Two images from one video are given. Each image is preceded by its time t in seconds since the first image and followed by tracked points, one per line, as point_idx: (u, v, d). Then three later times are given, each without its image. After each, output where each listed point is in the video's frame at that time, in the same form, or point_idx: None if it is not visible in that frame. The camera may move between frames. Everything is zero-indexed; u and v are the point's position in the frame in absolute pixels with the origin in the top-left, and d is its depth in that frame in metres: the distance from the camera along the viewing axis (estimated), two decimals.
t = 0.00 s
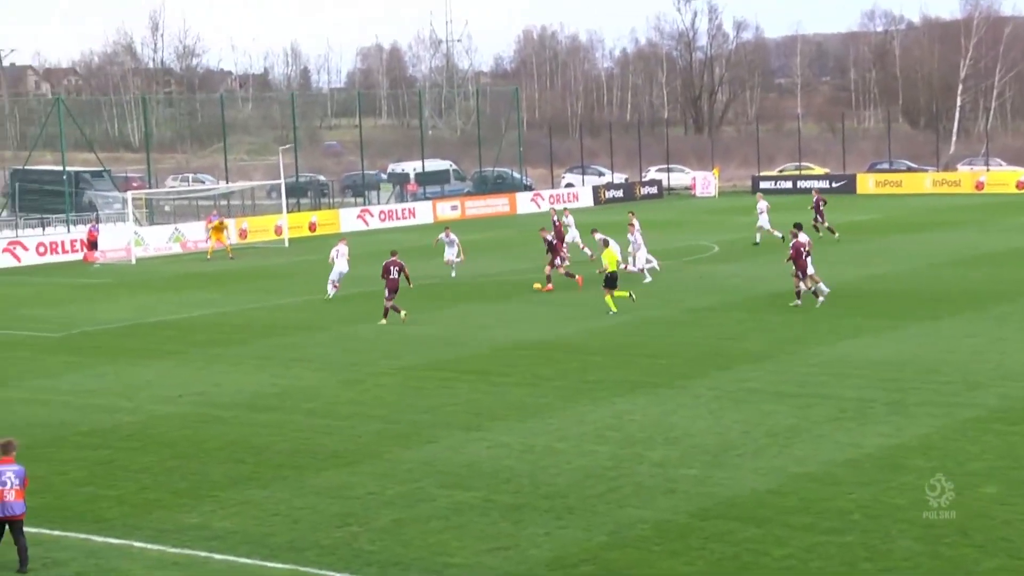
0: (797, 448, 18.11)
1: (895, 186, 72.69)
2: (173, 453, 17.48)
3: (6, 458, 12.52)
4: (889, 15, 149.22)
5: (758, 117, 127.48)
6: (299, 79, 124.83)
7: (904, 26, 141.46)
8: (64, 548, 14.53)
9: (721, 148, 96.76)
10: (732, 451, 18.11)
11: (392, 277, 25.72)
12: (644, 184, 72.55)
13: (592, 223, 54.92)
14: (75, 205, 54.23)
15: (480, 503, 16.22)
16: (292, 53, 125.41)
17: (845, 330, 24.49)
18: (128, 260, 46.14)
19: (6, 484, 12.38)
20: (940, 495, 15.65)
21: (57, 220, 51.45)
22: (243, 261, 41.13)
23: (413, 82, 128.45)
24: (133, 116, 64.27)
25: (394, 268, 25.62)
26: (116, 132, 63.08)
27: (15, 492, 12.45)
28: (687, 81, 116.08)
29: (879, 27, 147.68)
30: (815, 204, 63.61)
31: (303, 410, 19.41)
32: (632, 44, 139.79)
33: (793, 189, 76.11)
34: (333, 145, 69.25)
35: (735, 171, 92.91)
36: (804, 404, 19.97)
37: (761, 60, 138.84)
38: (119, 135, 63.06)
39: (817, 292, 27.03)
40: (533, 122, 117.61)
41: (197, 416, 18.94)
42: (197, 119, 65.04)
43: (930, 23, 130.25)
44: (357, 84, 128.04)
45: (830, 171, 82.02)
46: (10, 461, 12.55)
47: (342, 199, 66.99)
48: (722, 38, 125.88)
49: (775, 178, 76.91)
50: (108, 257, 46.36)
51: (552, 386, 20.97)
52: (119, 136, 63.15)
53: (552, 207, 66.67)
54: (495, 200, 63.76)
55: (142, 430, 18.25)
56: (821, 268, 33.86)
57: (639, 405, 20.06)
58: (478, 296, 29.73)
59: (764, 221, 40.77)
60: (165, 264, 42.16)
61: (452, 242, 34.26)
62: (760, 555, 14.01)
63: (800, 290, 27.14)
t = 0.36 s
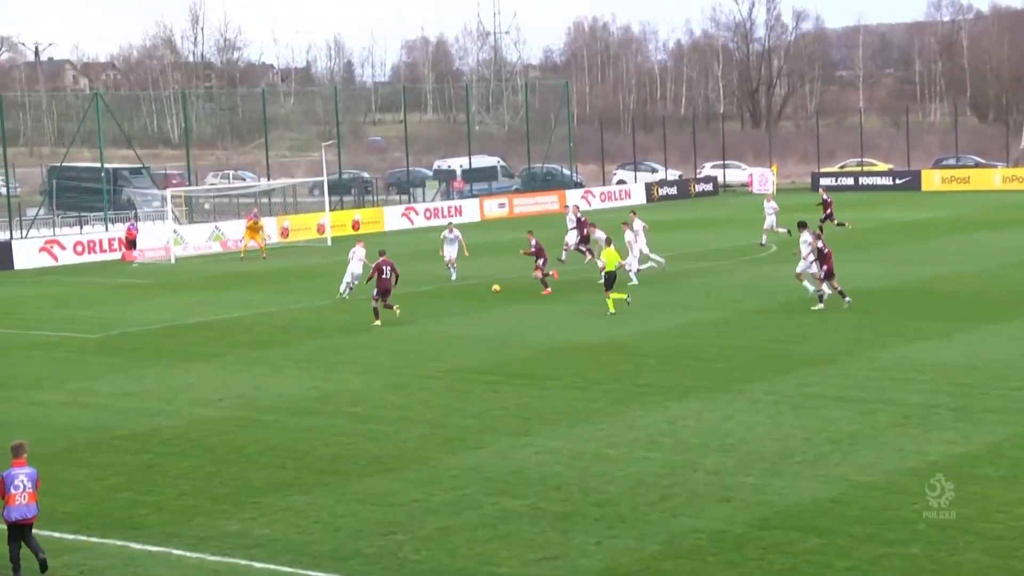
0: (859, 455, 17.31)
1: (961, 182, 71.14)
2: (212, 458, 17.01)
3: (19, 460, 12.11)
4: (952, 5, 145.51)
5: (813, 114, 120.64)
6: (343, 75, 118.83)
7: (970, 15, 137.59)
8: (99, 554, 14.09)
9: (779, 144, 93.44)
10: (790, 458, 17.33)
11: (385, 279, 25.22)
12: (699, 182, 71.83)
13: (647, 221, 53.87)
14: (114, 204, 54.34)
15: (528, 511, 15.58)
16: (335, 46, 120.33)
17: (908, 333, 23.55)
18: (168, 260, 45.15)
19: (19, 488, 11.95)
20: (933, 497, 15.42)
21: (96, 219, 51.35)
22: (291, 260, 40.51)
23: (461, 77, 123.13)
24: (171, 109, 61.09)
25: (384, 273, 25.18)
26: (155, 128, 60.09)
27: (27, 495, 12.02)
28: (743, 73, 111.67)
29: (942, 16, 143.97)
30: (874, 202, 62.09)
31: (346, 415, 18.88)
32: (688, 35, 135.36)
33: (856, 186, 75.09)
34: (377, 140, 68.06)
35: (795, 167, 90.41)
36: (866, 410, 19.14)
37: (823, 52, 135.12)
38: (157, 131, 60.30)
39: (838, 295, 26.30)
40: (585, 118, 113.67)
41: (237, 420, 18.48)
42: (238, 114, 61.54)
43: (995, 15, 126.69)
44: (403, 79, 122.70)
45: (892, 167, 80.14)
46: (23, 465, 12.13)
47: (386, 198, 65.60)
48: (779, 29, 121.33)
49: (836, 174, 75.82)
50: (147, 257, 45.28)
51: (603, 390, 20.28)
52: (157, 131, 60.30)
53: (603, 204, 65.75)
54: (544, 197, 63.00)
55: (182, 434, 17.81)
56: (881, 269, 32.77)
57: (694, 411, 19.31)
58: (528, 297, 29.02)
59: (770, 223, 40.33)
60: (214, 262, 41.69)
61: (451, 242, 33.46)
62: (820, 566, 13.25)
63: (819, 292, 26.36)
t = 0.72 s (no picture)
0: (925, 469, 16.32)
1: None
2: (246, 470, 16.34)
3: (26, 471, 11.73)
4: None
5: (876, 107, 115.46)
6: (381, 69, 112.24)
7: None
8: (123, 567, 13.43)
9: (840, 138, 89.82)
10: (851, 472, 16.37)
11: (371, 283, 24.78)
12: (753, 181, 70.18)
13: (702, 222, 52.41)
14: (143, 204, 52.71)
15: (574, 527, 14.76)
16: (372, 39, 115.95)
17: (973, 341, 22.44)
18: (199, 262, 43.11)
19: (26, 499, 11.55)
20: (940, 495, 15.20)
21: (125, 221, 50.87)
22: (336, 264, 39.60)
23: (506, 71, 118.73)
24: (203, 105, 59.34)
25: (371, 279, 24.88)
26: (185, 125, 58.48)
27: (34, 506, 11.63)
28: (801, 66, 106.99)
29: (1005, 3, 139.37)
30: (934, 202, 60.27)
31: (384, 424, 18.19)
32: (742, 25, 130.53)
33: (919, 185, 72.82)
34: (416, 138, 64.84)
35: (856, 165, 87.60)
36: (931, 421, 18.13)
37: (886, 42, 129.97)
38: (188, 129, 58.53)
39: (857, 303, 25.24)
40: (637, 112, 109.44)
41: (271, 430, 17.82)
42: (272, 112, 59.98)
43: None
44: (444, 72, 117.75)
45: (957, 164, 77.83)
46: (30, 475, 11.73)
47: (426, 198, 62.46)
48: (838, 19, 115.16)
49: (899, 173, 73.73)
50: (177, 259, 43.22)
51: (653, 399, 19.43)
52: (189, 128, 58.62)
53: (653, 204, 64.71)
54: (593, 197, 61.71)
55: (213, 444, 17.18)
56: (944, 273, 31.45)
57: (748, 422, 18.39)
58: (577, 303, 28.10)
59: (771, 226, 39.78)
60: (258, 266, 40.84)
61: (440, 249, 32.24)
62: None
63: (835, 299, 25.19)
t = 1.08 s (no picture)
0: (982, 480, 15.39)
1: None
2: (266, 480, 15.66)
3: (21, 474, 11.17)
4: None
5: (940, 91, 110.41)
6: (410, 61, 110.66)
7: None
8: None
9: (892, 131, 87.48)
10: (903, 484, 15.46)
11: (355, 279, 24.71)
12: (799, 178, 67.53)
13: (746, 220, 51.10)
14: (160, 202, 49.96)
15: (610, 540, 13.95)
16: (400, 30, 114.23)
17: None
18: (217, 263, 41.98)
19: (19, 503, 11.01)
20: (939, 495, 14.91)
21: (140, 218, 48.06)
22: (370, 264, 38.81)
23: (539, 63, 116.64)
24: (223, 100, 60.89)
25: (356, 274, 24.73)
26: (205, 118, 59.69)
27: (27, 511, 11.09)
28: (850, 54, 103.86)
29: None
30: (987, 199, 58.47)
31: (411, 432, 17.46)
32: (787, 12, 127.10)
33: (975, 180, 70.36)
34: (445, 131, 64.64)
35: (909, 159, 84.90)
36: (987, 430, 17.17)
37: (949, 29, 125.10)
38: (207, 121, 59.70)
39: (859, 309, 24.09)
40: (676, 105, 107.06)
41: (294, 438, 17.15)
42: (294, 104, 59.05)
43: None
44: (474, 64, 115.66)
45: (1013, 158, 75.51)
46: (24, 478, 11.17)
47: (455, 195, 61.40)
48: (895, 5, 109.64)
49: (953, 169, 70.96)
50: (195, 259, 42.04)
51: (694, 406, 18.58)
52: (207, 121, 59.74)
53: (693, 202, 62.12)
54: (629, 197, 59.79)
55: (233, 452, 16.54)
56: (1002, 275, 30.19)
57: (794, 431, 17.50)
58: (614, 307, 27.21)
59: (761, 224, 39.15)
60: (289, 266, 40.08)
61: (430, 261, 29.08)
62: None
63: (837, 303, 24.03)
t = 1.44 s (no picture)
0: None
1: None
2: (285, 490, 14.95)
3: (5, 484, 10.78)
4: None
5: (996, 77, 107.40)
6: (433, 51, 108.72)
7: None
8: None
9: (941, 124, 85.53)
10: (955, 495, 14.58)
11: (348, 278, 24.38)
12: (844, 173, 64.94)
13: (787, 218, 49.92)
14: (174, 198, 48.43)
15: (645, 554, 13.15)
16: (425, 19, 112.24)
17: None
18: (233, 263, 41.15)
19: (4, 514, 10.60)
20: (943, 499, 14.48)
21: (153, 216, 46.64)
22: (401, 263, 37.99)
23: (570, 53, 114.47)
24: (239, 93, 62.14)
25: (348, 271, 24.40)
26: (219, 111, 59.37)
27: (13, 521, 10.68)
28: (898, 43, 101.11)
29: None
30: None
31: (436, 440, 16.74)
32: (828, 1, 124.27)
33: None
34: (472, 125, 62.50)
35: (961, 153, 82.78)
36: None
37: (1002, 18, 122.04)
38: (223, 115, 59.31)
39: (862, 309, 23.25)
40: (714, 96, 104.94)
41: (313, 446, 16.47)
42: (314, 96, 57.74)
43: None
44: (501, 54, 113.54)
45: None
46: (9, 487, 10.77)
47: (483, 191, 57.80)
48: None
49: (1006, 164, 69.19)
50: (211, 258, 41.11)
51: (732, 414, 17.75)
52: (223, 114, 59.35)
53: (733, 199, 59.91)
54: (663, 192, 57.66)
55: (249, 461, 15.88)
56: None
57: (839, 439, 16.64)
58: (649, 309, 26.37)
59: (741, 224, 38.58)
60: (317, 265, 39.33)
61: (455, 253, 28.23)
62: None
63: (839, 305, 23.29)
